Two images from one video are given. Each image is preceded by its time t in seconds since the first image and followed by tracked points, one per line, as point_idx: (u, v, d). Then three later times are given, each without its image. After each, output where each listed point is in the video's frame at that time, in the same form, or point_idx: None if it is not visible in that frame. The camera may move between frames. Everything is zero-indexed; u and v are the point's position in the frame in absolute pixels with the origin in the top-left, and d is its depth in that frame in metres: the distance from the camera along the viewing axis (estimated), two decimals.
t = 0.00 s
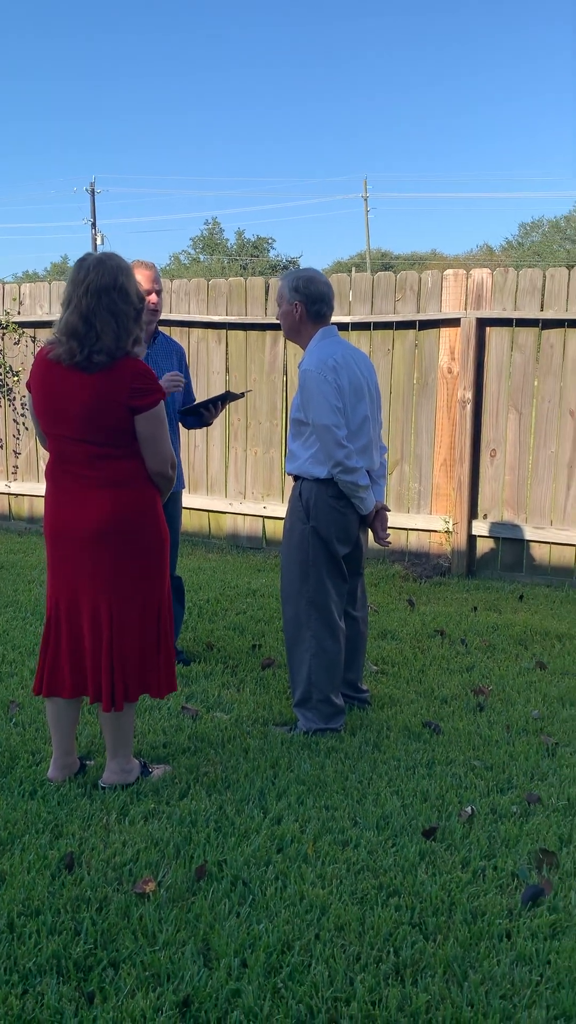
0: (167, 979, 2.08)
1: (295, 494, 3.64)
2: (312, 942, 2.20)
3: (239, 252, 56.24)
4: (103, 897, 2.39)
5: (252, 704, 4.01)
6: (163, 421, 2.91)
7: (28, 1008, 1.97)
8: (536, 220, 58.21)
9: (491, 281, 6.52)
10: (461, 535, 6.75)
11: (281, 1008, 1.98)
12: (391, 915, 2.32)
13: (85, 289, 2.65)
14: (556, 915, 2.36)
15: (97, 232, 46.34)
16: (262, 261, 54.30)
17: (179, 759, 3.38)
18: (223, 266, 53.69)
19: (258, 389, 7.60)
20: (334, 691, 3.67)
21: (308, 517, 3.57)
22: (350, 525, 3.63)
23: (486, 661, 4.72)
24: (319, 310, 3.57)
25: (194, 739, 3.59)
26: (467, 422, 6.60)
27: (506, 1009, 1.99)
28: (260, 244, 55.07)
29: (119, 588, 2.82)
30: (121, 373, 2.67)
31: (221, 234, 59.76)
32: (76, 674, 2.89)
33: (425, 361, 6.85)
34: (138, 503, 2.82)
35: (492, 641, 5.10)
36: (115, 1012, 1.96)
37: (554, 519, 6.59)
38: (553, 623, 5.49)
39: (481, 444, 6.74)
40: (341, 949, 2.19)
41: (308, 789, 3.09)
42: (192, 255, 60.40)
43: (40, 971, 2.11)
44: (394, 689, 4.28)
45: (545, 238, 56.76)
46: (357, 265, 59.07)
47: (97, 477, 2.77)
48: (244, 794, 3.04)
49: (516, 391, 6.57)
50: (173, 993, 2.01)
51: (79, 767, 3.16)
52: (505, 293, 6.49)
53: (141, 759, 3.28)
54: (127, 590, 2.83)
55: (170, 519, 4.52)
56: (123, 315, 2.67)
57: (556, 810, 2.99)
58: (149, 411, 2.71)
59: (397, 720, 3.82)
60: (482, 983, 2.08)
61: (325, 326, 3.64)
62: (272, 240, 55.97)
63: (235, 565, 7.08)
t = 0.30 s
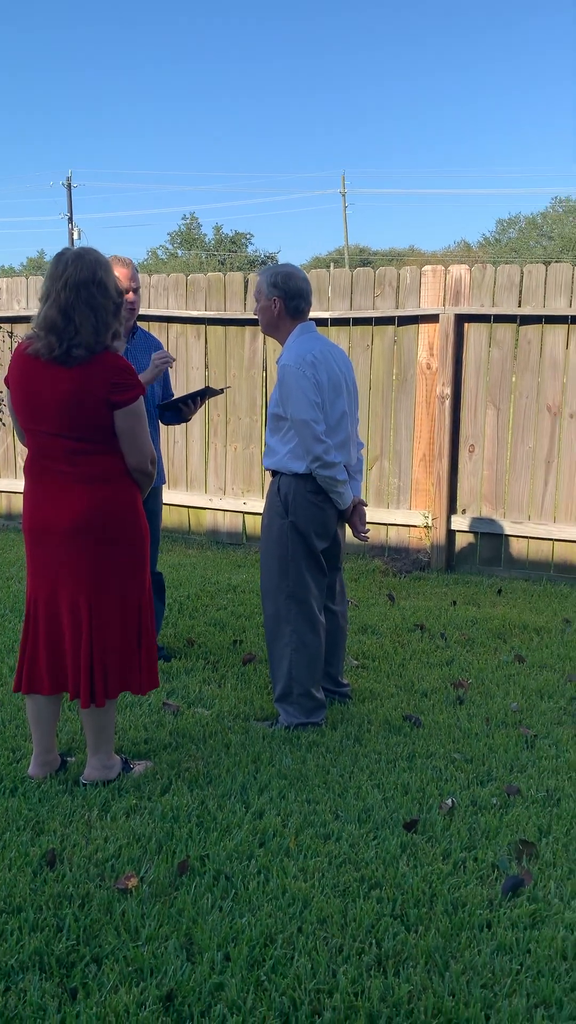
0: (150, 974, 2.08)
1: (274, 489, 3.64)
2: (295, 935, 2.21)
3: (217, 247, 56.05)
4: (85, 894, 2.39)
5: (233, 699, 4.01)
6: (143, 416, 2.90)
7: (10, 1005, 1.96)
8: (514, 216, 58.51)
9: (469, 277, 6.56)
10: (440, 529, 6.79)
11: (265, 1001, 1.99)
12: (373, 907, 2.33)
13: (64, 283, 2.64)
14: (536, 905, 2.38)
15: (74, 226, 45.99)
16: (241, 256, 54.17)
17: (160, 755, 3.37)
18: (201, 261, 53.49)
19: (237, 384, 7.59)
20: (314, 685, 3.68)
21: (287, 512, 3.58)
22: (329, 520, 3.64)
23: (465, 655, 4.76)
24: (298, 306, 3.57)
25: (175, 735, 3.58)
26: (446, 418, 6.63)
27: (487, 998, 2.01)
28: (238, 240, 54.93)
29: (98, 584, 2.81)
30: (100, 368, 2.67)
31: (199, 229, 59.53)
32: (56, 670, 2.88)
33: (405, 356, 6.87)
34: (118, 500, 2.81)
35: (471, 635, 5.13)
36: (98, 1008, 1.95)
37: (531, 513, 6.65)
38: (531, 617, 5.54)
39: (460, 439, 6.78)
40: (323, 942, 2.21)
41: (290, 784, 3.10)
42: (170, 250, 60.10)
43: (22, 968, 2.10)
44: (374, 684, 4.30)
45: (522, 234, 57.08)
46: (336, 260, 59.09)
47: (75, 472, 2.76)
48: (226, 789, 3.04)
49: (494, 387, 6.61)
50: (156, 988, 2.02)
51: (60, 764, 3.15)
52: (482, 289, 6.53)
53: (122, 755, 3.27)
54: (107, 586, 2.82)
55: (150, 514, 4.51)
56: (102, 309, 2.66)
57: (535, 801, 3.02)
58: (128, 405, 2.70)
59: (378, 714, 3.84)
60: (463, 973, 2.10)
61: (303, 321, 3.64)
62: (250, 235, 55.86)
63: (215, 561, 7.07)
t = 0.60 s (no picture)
0: (137, 970, 2.08)
1: (254, 485, 3.63)
2: (281, 930, 2.22)
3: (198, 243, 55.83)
4: (71, 892, 2.38)
5: (218, 696, 4.01)
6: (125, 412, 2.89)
7: None
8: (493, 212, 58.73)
9: (450, 273, 6.56)
10: (423, 525, 6.81)
11: (252, 996, 1.99)
12: (359, 901, 2.34)
13: (44, 277, 2.62)
14: (521, 896, 2.40)
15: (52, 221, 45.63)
16: (221, 252, 53.97)
17: (145, 752, 3.36)
18: (181, 257, 53.28)
19: (219, 380, 7.57)
20: (298, 680, 3.69)
21: (268, 508, 3.57)
22: (309, 516, 3.64)
23: (448, 649, 4.78)
24: (279, 301, 3.57)
25: (160, 732, 3.58)
26: (428, 413, 6.65)
27: (473, 988, 2.03)
28: (218, 236, 54.80)
29: (80, 581, 2.79)
30: (82, 362, 2.64)
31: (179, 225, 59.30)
32: (38, 668, 2.87)
33: (386, 352, 6.88)
34: (99, 495, 2.80)
35: (454, 629, 5.16)
36: (85, 1005, 1.95)
37: (513, 508, 6.69)
38: (513, 611, 5.57)
39: (441, 434, 6.80)
40: (310, 936, 2.21)
41: (275, 779, 3.11)
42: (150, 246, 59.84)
43: (8, 967, 2.09)
44: (358, 678, 4.32)
45: (501, 230, 57.33)
46: (316, 256, 58.99)
47: (55, 468, 2.74)
48: (211, 785, 3.04)
49: (476, 382, 6.63)
50: (143, 984, 2.02)
51: (44, 762, 3.14)
52: (463, 285, 6.54)
53: (106, 753, 3.26)
54: (88, 583, 2.81)
55: (133, 511, 4.49)
56: (82, 303, 2.64)
57: (518, 793, 3.05)
58: (109, 401, 2.69)
59: (362, 709, 3.85)
60: (449, 964, 2.11)
61: (285, 317, 3.64)
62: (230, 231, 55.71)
63: (198, 557, 7.05)
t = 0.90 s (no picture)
0: (127, 967, 2.08)
1: (238, 481, 3.63)
2: (271, 925, 2.22)
3: (181, 238, 55.64)
4: (59, 889, 2.37)
5: (205, 692, 4.00)
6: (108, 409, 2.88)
7: None
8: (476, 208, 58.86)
9: (434, 268, 6.59)
10: (408, 520, 6.82)
11: (243, 992, 1.99)
12: (349, 895, 2.35)
13: (26, 272, 2.60)
14: (509, 888, 2.42)
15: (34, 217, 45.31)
16: (205, 248, 53.77)
17: (133, 749, 3.35)
18: (165, 253, 53.04)
19: (204, 376, 7.55)
20: (285, 676, 3.69)
21: (253, 504, 3.57)
22: (293, 511, 3.64)
23: (435, 644, 4.80)
24: (265, 297, 3.56)
25: (147, 729, 3.57)
26: (413, 409, 6.66)
27: (462, 981, 2.03)
28: (202, 232, 54.65)
29: (64, 579, 2.78)
30: (65, 359, 2.64)
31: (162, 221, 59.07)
32: (22, 667, 2.84)
33: (371, 347, 6.89)
34: (83, 492, 2.79)
35: (441, 624, 5.18)
36: (76, 1003, 1.94)
37: (498, 503, 6.72)
38: (499, 605, 5.59)
39: (426, 430, 6.81)
40: (300, 931, 2.22)
41: (264, 775, 3.10)
42: (132, 242, 59.58)
43: None
44: (345, 674, 4.32)
45: (484, 227, 57.51)
46: (300, 252, 58.93)
47: (39, 465, 2.72)
48: (199, 782, 3.03)
49: (461, 377, 6.65)
50: (133, 981, 2.01)
51: (31, 760, 3.12)
52: (448, 280, 6.56)
53: (94, 751, 3.25)
54: (73, 580, 2.79)
55: (119, 507, 4.47)
56: (65, 299, 2.63)
57: (506, 786, 3.06)
58: (93, 397, 2.68)
59: (350, 704, 3.86)
60: (439, 957, 2.12)
61: (271, 313, 3.64)
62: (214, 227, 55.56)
63: (183, 554, 7.04)
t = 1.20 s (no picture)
0: (115, 965, 2.07)
1: (226, 478, 3.62)
2: (260, 922, 2.22)
3: (165, 235, 55.42)
4: (47, 888, 2.36)
5: (192, 689, 4.00)
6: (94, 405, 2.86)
7: None
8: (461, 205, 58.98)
9: (420, 265, 6.59)
10: (394, 517, 6.83)
11: (232, 989, 1.99)
12: (337, 891, 2.35)
13: (9, 268, 2.58)
14: (496, 883, 2.43)
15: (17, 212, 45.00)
16: (190, 244, 53.59)
17: (120, 747, 3.34)
18: (149, 249, 52.82)
19: (189, 373, 7.53)
20: (272, 672, 3.69)
21: (241, 501, 3.56)
22: (281, 507, 3.64)
23: (421, 640, 4.81)
24: (253, 294, 3.56)
25: (134, 726, 3.56)
26: (399, 406, 6.67)
27: (450, 975, 2.04)
28: (186, 228, 54.47)
29: (49, 576, 2.76)
30: (48, 354, 2.63)
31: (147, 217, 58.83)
32: (7, 665, 2.83)
33: (357, 343, 6.89)
34: (68, 488, 2.77)
35: (427, 620, 5.20)
36: (63, 1001, 1.94)
37: (483, 499, 6.74)
38: (484, 601, 5.61)
39: (412, 426, 6.82)
40: (288, 927, 2.22)
41: (251, 772, 3.10)
42: (117, 238, 59.30)
43: None
44: (332, 670, 4.33)
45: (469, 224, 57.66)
46: (285, 249, 58.77)
47: (25, 462, 2.71)
48: (186, 779, 3.03)
49: (446, 374, 6.67)
50: (122, 979, 2.01)
51: (17, 759, 3.11)
52: (433, 277, 6.57)
53: (80, 748, 3.24)
54: (58, 576, 2.78)
55: (105, 504, 4.45)
56: (49, 294, 2.61)
57: (492, 781, 3.08)
58: (77, 393, 2.67)
59: (337, 700, 3.87)
60: (426, 952, 2.13)
61: (258, 309, 3.63)
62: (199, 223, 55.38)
63: (169, 551, 7.02)
